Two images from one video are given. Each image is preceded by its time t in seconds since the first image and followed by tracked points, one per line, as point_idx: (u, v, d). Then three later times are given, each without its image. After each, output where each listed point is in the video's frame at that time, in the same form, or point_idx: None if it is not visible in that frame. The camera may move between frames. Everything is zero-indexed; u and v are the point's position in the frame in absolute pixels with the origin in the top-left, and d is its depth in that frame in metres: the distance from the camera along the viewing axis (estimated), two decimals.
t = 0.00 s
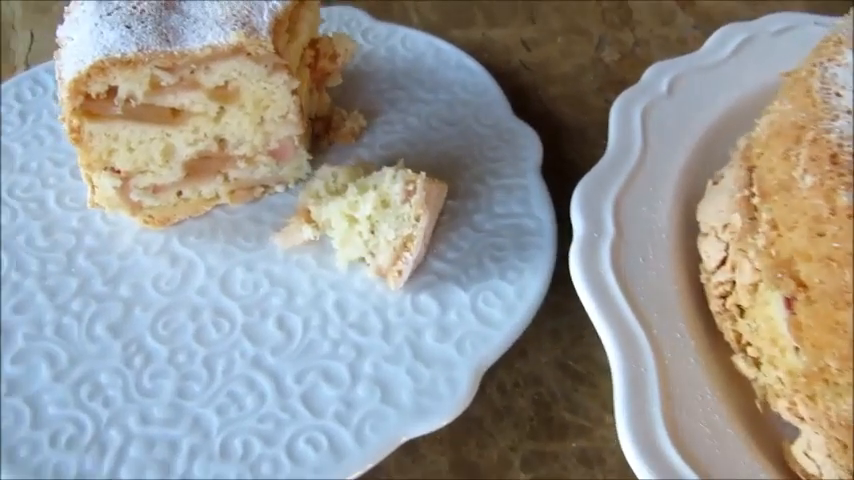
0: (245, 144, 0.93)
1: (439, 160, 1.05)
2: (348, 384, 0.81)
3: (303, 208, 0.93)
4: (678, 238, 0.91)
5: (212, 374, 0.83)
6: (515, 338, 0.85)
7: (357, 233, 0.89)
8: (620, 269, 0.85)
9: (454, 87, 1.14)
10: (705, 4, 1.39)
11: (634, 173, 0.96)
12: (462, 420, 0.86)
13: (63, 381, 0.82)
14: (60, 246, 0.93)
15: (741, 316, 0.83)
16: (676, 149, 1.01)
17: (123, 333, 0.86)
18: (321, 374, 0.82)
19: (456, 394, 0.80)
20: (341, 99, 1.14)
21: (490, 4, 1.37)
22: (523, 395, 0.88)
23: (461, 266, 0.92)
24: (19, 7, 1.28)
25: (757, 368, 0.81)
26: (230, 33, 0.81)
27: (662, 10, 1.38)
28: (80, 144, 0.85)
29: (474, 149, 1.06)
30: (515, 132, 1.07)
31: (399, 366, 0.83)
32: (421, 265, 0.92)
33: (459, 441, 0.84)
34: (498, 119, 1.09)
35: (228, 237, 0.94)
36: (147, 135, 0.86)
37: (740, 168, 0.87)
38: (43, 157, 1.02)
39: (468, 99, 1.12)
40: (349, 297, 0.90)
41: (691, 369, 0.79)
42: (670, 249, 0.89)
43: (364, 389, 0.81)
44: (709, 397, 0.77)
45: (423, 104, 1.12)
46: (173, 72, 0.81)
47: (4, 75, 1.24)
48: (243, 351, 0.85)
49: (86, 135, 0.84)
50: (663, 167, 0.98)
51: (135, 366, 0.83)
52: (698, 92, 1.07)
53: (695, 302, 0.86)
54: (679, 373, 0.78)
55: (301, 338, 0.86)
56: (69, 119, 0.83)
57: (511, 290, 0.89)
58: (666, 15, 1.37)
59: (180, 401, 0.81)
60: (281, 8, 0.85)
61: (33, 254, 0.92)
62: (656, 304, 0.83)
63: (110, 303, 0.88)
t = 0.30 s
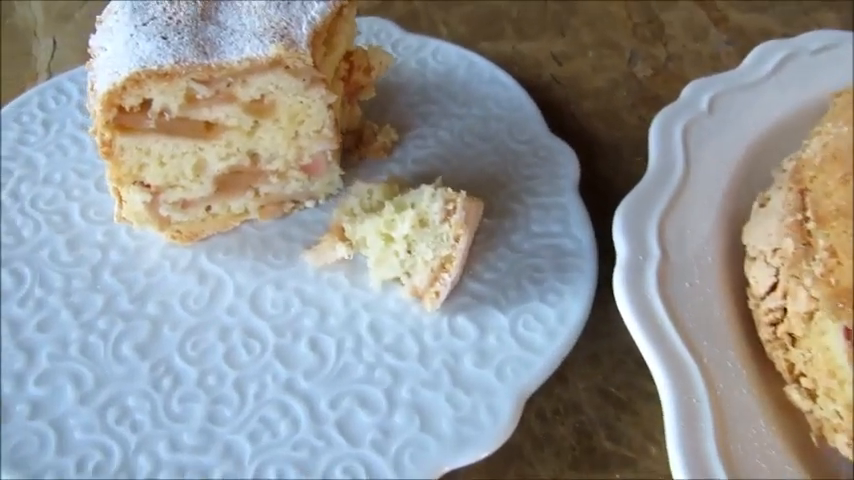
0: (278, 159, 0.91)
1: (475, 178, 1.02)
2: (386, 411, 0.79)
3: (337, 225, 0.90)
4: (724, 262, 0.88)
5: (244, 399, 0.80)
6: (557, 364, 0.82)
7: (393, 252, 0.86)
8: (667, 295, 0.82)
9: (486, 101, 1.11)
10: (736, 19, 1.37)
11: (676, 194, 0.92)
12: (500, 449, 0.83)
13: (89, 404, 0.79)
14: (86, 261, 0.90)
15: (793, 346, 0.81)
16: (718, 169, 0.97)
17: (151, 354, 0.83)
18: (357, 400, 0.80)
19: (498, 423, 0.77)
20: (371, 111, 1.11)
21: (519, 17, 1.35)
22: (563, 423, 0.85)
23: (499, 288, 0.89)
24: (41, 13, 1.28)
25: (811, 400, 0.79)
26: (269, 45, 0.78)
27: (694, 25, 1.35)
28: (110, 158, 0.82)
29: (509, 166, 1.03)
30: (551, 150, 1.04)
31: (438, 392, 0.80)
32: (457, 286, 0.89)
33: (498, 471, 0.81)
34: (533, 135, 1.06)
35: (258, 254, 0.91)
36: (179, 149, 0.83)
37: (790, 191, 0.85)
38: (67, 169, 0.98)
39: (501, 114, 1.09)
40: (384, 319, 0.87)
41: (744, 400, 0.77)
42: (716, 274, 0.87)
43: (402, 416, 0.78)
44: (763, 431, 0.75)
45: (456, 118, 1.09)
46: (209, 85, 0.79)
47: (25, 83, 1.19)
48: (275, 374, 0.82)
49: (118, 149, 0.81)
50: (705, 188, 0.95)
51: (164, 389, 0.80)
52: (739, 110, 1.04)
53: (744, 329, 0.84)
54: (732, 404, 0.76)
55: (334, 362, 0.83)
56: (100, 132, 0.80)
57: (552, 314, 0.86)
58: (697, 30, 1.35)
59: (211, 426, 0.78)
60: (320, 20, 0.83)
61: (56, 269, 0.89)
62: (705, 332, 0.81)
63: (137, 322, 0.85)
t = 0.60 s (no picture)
0: (310, 177, 0.88)
1: (506, 195, 0.99)
2: (424, 440, 0.77)
3: (370, 244, 0.88)
4: (768, 286, 0.86)
5: (277, 425, 0.77)
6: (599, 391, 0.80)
7: (429, 273, 0.84)
8: (714, 322, 0.80)
9: (516, 116, 1.09)
10: (763, 34, 1.34)
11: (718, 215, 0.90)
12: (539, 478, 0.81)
13: (117, 431, 0.77)
14: (111, 280, 0.87)
15: (842, 375, 0.79)
16: (758, 188, 0.95)
17: (180, 378, 0.80)
18: (393, 427, 0.77)
19: (539, 453, 0.76)
20: (398, 126, 1.08)
21: (545, 30, 1.33)
22: (603, 451, 0.83)
23: (536, 311, 0.87)
24: (60, 23, 1.26)
25: None
26: (306, 61, 0.77)
27: (722, 40, 1.33)
28: (141, 177, 0.81)
29: (542, 184, 1.00)
30: (584, 167, 1.02)
31: (477, 420, 0.78)
32: (493, 308, 0.87)
33: None
34: (566, 151, 1.04)
35: (287, 272, 0.88)
36: (212, 167, 0.82)
37: (836, 213, 0.86)
38: (90, 183, 0.96)
39: (532, 130, 1.07)
40: (418, 342, 0.84)
41: (794, 434, 0.76)
42: (762, 299, 0.85)
43: (441, 445, 0.76)
44: (815, 465, 0.75)
45: (485, 134, 1.06)
46: (244, 102, 0.77)
47: (45, 94, 1.17)
48: (308, 399, 0.79)
49: (149, 167, 0.81)
50: (746, 207, 0.92)
51: (194, 415, 0.78)
52: (777, 127, 1.01)
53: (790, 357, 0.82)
54: (783, 438, 0.75)
55: (369, 387, 0.80)
56: (132, 150, 0.80)
57: (592, 339, 0.84)
58: (725, 45, 1.32)
59: (244, 454, 0.76)
60: (356, 35, 0.81)
61: (81, 287, 0.86)
62: (755, 361, 0.79)
63: (165, 344, 0.83)
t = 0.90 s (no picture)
0: (336, 198, 0.87)
1: (531, 216, 0.97)
2: (457, 471, 0.75)
3: (398, 268, 0.87)
4: (805, 312, 0.85)
5: (305, 457, 0.76)
6: (634, 420, 0.78)
7: (459, 298, 0.83)
8: (753, 351, 0.78)
9: (539, 133, 1.06)
10: (785, 45, 1.31)
11: (751, 238, 0.88)
12: None
13: (141, 462, 0.75)
14: (132, 304, 0.85)
15: None
16: (791, 209, 0.93)
17: (204, 406, 0.78)
18: (425, 458, 0.76)
19: None
20: (420, 144, 1.06)
21: (565, 43, 1.31)
22: None
23: (567, 336, 0.85)
24: (74, 38, 1.24)
25: None
26: (335, 83, 0.77)
27: (745, 53, 1.30)
28: (166, 201, 0.81)
29: (568, 204, 0.98)
30: (611, 186, 0.99)
31: (511, 451, 0.76)
32: (522, 333, 0.85)
33: None
34: (592, 170, 1.02)
35: (311, 296, 0.87)
36: (237, 191, 0.82)
37: None
38: (109, 204, 0.94)
39: (557, 147, 1.04)
40: (447, 368, 0.82)
41: (838, 464, 0.75)
42: (799, 324, 0.83)
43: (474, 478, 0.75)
44: None
45: (509, 152, 1.04)
46: (273, 125, 0.78)
47: (60, 111, 1.16)
48: (336, 429, 0.77)
49: (174, 192, 0.81)
50: (779, 230, 0.90)
51: (220, 445, 0.76)
52: (810, 144, 0.99)
53: (830, 384, 0.81)
54: (826, 469, 0.74)
55: (398, 416, 0.78)
56: (158, 175, 0.79)
57: (625, 365, 0.82)
58: (747, 58, 1.29)
59: None
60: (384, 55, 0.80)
61: (102, 312, 0.84)
62: (795, 390, 0.78)
63: (189, 370, 0.81)
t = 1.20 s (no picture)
0: (350, 215, 0.86)
1: (546, 231, 0.96)
2: None
3: (413, 285, 0.86)
4: (826, 330, 0.83)
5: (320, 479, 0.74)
6: (654, 441, 0.77)
7: (474, 316, 0.82)
8: (774, 370, 0.77)
9: (553, 146, 1.05)
10: (799, 56, 1.30)
11: (771, 254, 0.86)
12: None
13: None
14: (144, 322, 0.84)
15: None
16: (810, 224, 0.91)
17: (218, 427, 0.77)
18: None
19: None
20: (432, 157, 1.05)
21: (576, 54, 1.30)
22: None
23: (584, 354, 0.84)
24: (83, 50, 1.24)
25: None
26: (351, 100, 0.77)
27: (758, 64, 1.28)
28: (180, 221, 0.81)
29: (583, 218, 0.97)
30: (627, 200, 0.98)
31: (529, 473, 0.75)
32: (539, 351, 0.84)
33: None
34: (606, 183, 1.01)
35: (324, 314, 0.85)
36: (251, 208, 0.82)
37: None
38: (120, 220, 0.93)
39: (571, 161, 1.03)
40: (463, 387, 0.81)
41: None
42: (820, 343, 0.82)
43: None
44: None
45: (522, 166, 1.03)
46: (289, 143, 0.78)
47: (70, 124, 1.14)
48: (351, 450, 0.76)
49: (188, 210, 0.80)
50: (798, 246, 0.89)
51: (234, 467, 0.75)
52: (828, 157, 0.97)
53: None
54: None
55: (414, 436, 0.77)
56: (172, 194, 0.79)
57: (644, 384, 0.81)
58: (761, 68, 1.28)
59: None
60: (399, 71, 0.81)
61: (114, 331, 0.84)
62: (818, 411, 0.76)
63: (202, 390, 0.80)
